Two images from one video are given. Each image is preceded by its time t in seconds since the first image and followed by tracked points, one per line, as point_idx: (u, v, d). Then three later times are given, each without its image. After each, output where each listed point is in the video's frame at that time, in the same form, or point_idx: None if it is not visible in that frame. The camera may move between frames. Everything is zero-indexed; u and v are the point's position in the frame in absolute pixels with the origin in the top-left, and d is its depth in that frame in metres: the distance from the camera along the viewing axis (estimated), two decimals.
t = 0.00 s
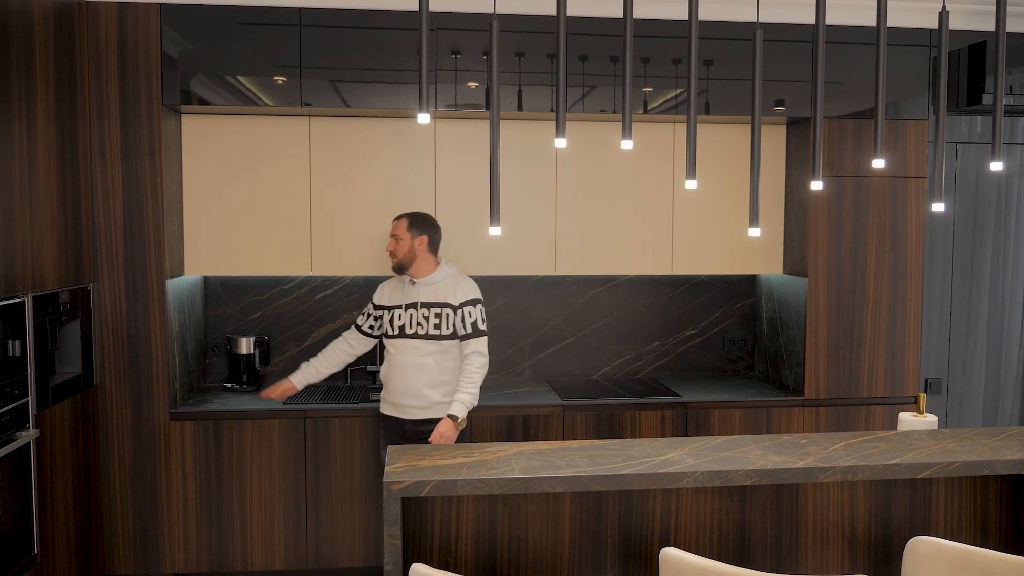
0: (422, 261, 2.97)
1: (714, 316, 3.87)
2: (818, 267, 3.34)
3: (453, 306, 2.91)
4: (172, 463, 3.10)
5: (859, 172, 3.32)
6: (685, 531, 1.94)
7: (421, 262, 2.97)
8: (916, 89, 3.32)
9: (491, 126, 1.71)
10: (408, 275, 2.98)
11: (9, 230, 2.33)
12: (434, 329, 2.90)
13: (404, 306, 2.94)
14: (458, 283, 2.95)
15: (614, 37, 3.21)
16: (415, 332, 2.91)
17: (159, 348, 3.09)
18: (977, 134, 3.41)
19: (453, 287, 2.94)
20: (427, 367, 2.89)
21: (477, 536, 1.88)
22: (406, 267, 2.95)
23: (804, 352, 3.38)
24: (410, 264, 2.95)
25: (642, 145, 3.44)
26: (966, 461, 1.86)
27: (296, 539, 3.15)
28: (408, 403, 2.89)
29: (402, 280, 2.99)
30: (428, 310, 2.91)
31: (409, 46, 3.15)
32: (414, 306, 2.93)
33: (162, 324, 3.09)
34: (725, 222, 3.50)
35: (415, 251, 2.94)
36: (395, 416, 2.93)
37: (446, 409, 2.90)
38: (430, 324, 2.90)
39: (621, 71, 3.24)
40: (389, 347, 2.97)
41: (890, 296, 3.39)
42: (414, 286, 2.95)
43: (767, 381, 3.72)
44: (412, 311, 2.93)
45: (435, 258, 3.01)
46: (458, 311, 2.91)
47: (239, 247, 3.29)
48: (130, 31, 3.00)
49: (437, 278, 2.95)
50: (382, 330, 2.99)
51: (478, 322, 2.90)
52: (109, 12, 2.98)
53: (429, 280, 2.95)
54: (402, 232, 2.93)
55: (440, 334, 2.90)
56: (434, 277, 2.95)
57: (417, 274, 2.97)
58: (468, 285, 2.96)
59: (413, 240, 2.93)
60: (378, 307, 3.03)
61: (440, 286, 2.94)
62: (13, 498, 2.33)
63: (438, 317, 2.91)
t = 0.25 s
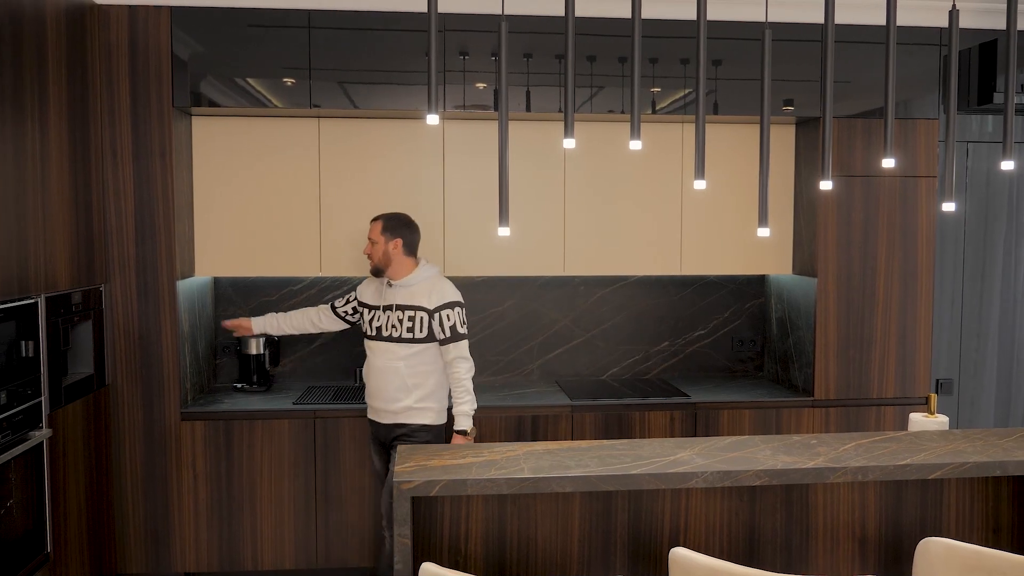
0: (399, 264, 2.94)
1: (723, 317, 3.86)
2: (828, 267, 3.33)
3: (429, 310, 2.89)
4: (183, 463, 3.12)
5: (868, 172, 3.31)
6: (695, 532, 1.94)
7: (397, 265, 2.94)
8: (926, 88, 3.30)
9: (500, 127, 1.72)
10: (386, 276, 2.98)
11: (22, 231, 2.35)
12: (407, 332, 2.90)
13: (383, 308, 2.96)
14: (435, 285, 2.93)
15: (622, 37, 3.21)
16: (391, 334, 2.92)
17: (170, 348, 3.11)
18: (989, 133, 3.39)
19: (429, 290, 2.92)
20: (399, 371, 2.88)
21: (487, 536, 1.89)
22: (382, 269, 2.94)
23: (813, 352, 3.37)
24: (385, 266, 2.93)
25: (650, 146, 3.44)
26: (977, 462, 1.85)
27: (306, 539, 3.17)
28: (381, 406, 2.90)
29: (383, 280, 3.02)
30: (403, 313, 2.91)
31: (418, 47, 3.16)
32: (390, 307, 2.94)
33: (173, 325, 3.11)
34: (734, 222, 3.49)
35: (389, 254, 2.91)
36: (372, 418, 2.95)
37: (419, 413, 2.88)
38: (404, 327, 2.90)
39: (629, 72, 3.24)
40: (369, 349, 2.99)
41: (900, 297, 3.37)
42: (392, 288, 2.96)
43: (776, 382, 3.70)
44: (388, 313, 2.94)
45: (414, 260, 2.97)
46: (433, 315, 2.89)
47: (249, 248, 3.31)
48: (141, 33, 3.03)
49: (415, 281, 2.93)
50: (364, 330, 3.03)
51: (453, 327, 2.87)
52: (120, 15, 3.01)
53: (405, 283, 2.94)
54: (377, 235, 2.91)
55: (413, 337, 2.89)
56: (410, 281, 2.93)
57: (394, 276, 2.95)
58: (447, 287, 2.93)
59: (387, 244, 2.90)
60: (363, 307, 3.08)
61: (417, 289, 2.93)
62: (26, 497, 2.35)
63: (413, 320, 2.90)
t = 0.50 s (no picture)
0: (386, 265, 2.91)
1: (739, 318, 3.84)
2: (846, 268, 3.30)
3: (408, 315, 2.85)
4: (201, 464, 3.15)
5: (886, 171, 3.28)
6: (712, 534, 1.93)
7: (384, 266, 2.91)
8: (944, 87, 3.27)
9: (515, 128, 1.73)
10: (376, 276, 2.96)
11: (43, 234, 2.39)
12: (385, 336, 2.87)
13: (370, 307, 2.96)
14: (416, 289, 2.87)
15: (636, 38, 3.21)
16: (374, 336, 2.90)
17: (188, 350, 3.14)
18: (1008, 132, 3.37)
19: (410, 295, 2.87)
20: (377, 374, 2.87)
21: (503, 537, 1.89)
22: (369, 269, 2.92)
23: (831, 353, 3.34)
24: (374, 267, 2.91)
25: (665, 146, 3.43)
26: (998, 464, 1.83)
27: (322, 539, 3.19)
28: (360, 407, 2.90)
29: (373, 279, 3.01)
30: (383, 316, 2.89)
31: (433, 49, 3.17)
32: (374, 308, 2.93)
33: (191, 326, 3.14)
34: (749, 222, 3.48)
35: (377, 255, 2.89)
36: (354, 417, 2.96)
37: (396, 417, 2.86)
38: (383, 330, 2.88)
39: (644, 72, 3.23)
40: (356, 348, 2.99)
41: (919, 297, 3.34)
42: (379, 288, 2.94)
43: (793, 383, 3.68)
44: (373, 314, 2.92)
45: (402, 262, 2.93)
46: (412, 320, 2.85)
47: (266, 250, 3.33)
48: (159, 38, 3.06)
49: (398, 284, 2.89)
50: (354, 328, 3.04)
51: (430, 333, 2.82)
52: (139, 20, 3.04)
53: (389, 285, 2.91)
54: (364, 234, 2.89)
55: (392, 341, 2.86)
56: (395, 282, 2.90)
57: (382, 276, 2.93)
58: (428, 292, 2.87)
59: (374, 244, 2.87)
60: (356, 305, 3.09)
61: (399, 293, 2.89)
62: (46, 496, 2.39)
63: (392, 324, 2.87)
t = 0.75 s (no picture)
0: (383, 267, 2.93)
1: (759, 320, 3.81)
2: (867, 269, 3.27)
3: (404, 313, 2.86)
4: (223, 466, 3.18)
5: (908, 172, 3.25)
6: (733, 539, 1.92)
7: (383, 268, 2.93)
8: (967, 86, 3.23)
9: (533, 131, 1.73)
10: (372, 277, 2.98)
11: (67, 238, 2.43)
12: (382, 335, 2.87)
13: (365, 307, 2.96)
14: (414, 288, 2.91)
15: (653, 39, 3.20)
16: (367, 335, 2.90)
17: (209, 352, 3.18)
18: None
19: (407, 294, 2.89)
20: (372, 374, 2.86)
21: (523, 541, 1.89)
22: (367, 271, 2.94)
23: (853, 356, 3.31)
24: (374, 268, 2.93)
25: (683, 148, 3.42)
26: None
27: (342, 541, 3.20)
28: (356, 409, 2.89)
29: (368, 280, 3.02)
30: (380, 315, 2.89)
31: (451, 53, 3.18)
32: (371, 308, 2.93)
33: (212, 329, 3.18)
34: (769, 224, 3.45)
35: (378, 257, 2.91)
36: (349, 421, 2.94)
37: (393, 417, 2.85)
38: (379, 329, 2.88)
39: (662, 74, 3.22)
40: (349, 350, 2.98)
41: (942, 299, 3.30)
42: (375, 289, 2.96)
43: (814, 386, 3.65)
44: (368, 314, 2.93)
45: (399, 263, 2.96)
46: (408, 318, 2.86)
47: (286, 254, 3.36)
48: (180, 44, 3.10)
49: (395, 284, 2.92)
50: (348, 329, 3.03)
51: (426, 331, 2.83)
52: (160, 27, 3.08)
53: (386, 286, 2.93)
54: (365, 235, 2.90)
55: (388, 339, 2.86)
56: (393, 283, 2.92)
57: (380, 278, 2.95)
58: (425, 292, 2.90)
59: (375, 245, 2.88)
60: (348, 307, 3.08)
61: (396, 292, 2.91)
62: (70, 498, 2.42)
63: (389, 323, 2.88)
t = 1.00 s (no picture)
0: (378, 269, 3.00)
1: (774, 325, 3.79)
2: (884, 273, 3.24)
3: (393, 313, 2.92)
4: (238, 470, 3.20)
5: (925, 175, 3.22)
6: (750, 545, 1.91)
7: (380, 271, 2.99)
8: (984, 87, 3.20)
9: (547, 136, 1.73)
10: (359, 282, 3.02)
11: (84, 244, 2.45)
12: (373, 337, 2.91)
13: (352, 312, 3.00)
14: (401, 289, 2.97)
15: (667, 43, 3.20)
16: (357, 338, 2.93)
17: (225, 357, 3.20)
18: None
19: (394, 295, 2.95)
20: (366, 376, 2.89)
21: (538, 546, 1.89)
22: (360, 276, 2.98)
23: (870, 361, 3.28)
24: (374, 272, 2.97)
25: (697, 152, 3.41)
26: None
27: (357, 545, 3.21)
28: (350, 413, 2.91)
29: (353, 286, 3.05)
30: (369, 317, 2.94)
31: (464, 58, 3.20)
32: (359, 312, 2.97)
33: (228, 335, 3.20)
34: (784, 228, 3.43)
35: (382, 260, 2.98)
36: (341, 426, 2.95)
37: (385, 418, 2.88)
38: (369, 331, 2.92)
39: (676, 78, 3.21)
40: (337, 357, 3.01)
41: (960, 302, 3.27)
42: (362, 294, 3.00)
43: (831, 391, 3.62)
44: (357, 318, 2.97)
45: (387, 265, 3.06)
46: (397, 318, 2.91)
47: (301, 259, 3.38)
48: (196, 52, 3.13)
49: (383, 286, 2.98)
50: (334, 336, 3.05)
51: (415, 329, 2.89)
52: (177, 35, 3.12)
53: (375, 288, 2.98)
54: (369, 241, 2.93)
55: (379, 341, 2.91)
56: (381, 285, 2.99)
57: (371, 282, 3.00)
58: (412, 293, 2.97)
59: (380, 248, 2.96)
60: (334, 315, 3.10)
61: (383, 294, 2.96)
62: (87, 503, 2.45)
63: (378, 324, 2.92)
